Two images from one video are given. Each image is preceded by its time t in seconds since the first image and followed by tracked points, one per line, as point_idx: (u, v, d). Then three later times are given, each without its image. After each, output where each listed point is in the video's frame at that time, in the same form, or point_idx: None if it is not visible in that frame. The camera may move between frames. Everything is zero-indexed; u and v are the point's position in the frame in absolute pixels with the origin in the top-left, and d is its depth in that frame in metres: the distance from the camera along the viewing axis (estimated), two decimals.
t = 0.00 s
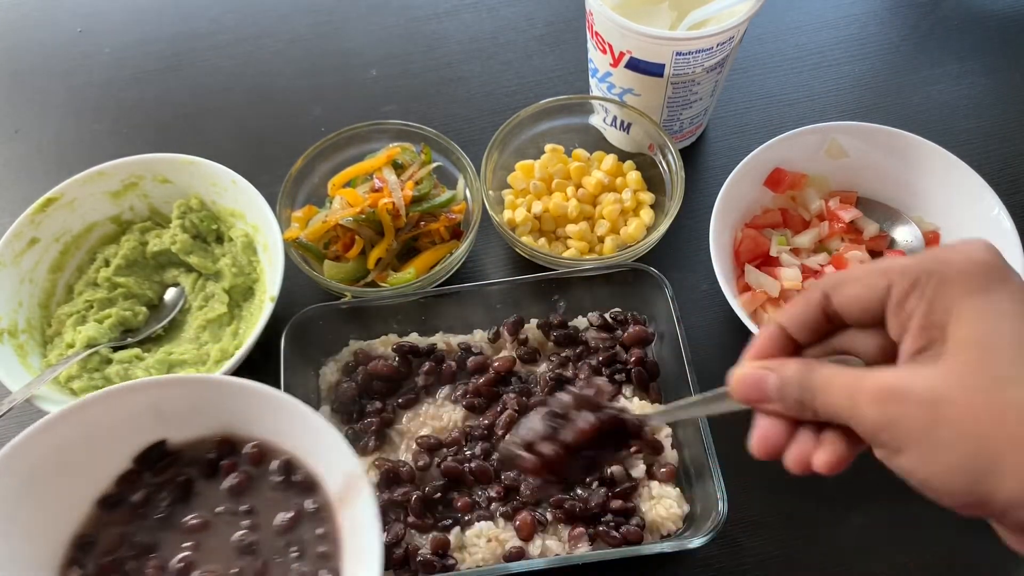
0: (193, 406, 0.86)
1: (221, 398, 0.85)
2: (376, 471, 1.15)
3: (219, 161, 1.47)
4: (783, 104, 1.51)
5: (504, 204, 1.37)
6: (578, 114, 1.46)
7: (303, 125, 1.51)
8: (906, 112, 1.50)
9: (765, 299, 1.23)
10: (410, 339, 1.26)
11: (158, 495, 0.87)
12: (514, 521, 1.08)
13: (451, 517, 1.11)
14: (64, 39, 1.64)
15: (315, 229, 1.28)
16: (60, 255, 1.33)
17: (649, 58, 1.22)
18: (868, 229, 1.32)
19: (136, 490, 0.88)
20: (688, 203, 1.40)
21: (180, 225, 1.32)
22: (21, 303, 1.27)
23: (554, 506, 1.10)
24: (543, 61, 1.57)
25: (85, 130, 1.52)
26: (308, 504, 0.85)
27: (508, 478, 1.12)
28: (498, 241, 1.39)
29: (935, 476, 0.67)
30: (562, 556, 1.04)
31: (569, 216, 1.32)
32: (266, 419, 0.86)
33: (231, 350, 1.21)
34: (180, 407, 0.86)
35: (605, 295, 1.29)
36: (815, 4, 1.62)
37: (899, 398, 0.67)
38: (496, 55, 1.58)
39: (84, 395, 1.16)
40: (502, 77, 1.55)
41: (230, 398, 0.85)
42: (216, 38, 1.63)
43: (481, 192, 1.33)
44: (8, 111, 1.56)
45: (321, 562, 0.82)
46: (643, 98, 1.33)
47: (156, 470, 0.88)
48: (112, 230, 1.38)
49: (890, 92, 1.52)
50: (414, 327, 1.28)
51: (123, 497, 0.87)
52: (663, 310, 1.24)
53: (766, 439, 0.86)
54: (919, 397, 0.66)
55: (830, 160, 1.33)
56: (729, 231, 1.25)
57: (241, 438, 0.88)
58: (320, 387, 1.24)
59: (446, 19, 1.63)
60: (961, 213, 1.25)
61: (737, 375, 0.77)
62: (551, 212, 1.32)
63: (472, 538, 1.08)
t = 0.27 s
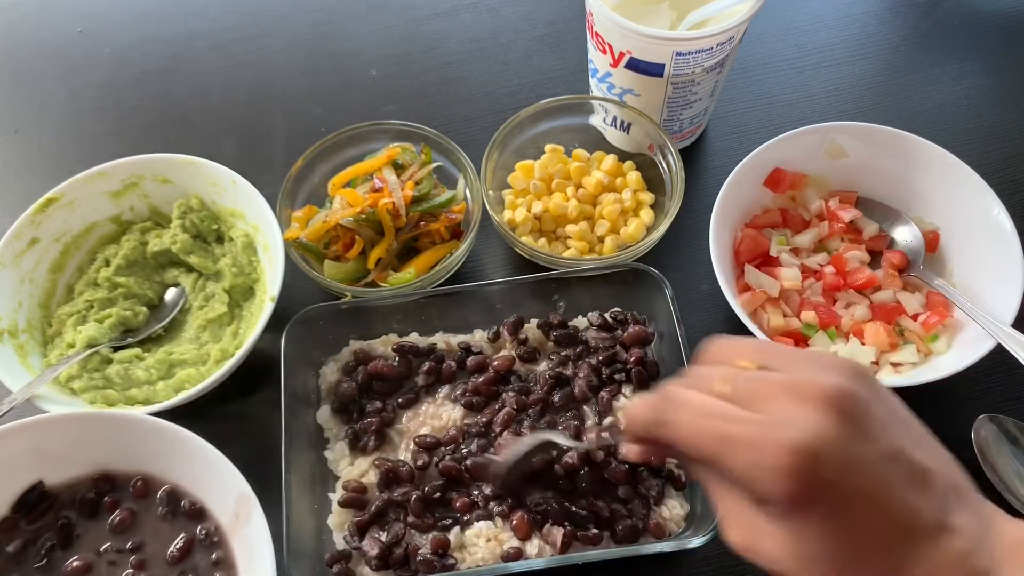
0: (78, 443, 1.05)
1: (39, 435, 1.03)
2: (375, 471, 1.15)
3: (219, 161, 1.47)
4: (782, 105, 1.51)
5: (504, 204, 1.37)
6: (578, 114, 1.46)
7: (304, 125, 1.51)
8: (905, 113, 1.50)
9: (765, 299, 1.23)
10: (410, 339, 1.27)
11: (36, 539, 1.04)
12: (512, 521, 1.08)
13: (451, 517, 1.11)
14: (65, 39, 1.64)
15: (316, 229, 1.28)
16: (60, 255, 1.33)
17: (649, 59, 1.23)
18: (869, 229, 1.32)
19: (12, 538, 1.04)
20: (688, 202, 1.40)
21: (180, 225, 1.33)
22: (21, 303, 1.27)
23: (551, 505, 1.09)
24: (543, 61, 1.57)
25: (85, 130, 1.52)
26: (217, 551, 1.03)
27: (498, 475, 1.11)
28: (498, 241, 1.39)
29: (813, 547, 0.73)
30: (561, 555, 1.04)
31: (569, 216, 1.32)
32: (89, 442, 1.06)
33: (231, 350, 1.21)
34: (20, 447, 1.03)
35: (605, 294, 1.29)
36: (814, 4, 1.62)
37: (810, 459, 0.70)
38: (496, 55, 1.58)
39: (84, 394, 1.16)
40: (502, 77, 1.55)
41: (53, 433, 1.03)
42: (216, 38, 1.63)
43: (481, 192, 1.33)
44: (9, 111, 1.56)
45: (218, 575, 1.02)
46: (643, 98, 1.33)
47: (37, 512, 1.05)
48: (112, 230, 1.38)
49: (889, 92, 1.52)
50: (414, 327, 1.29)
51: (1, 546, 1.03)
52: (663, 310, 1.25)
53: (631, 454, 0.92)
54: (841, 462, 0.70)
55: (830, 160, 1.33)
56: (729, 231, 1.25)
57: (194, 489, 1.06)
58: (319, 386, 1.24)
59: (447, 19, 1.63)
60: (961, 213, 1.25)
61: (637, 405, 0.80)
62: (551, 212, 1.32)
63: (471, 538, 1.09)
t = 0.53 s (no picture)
0: (88, 459, 1.07)
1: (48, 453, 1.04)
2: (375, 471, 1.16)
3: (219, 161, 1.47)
4: (782, 105, 1.51)
5: (504, 204, 1.38)
6: (578, 114, 1.46)
7: (304, 125, 1.51)
8: (905, 113, 1.50)
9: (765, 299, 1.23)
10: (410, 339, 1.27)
11: (39, 557, 1.06)
12: (512, 521, 1.09)
13: (450, 517, 1.11)
14: (64, 39, 1.64)
15: (316, 230, 1.28)
16: (60, 255, 1.34)
17: (649, 59, 1.23)
18: (869, 229, 1.33)
19: (14, 557, 1.06)
20: (688, 203, 1.40)
21: (180, 225, 1.33)
22: (21, 303, 1.27)
23: (550, 505, 1.10)
24: (543, 61, 1.57)
25: (85, 130, 1.53)
26: None
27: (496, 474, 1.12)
28: (498, 241, 1.39)
29: (749, 468, 0.73)
30: (561, 555, 1.04)
31: (569, 216, 1.32)
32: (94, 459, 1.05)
33: (231, 350, 1.21)
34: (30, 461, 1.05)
35: (605, 295, 1.29)
36: (814, 4, 1.62)
37: (741, 386, 0.68)
38: (496, 55, 1.58)
39: (84, 395, 1.16)
40: (502, 77, 1.55)
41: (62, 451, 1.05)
42: (216, 38, 1.63)
43: (481, 192, 1.33)
44: (9, 111, 1.56)
45: None
46: (643, 98, 1.33)
47: (39, 530, 1.07)
48: (112, 230, 1.38)
49: (889, 92, 1.52)
50: (414, 327, 1.29)
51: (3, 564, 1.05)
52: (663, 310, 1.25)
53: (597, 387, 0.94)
54: (770, 390, 0.69)
55: (830, 160, 1.33)
56: (729, 231, 1.25)
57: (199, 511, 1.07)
58: (320, 386, 1.24)
59: (447, 19, 1.63)
60: (961, 213, 1.26)
61: (599, 350, 0.77)
62: (551, 212, 1.32)
63: (471, 538, 1.08)
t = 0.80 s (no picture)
0: (236, 416, 0.97)
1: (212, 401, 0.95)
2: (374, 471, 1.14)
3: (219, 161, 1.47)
4: (782, 104, 1.51)
5: (504, 204, 1.37)
6: (579, 114, 1.46)
7: (304, 125, 1.51)
8: (905, 113, 1.50)
9: (765, 299, 1.23)
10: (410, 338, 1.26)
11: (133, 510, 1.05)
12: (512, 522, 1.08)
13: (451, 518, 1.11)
14: (64, 39, 1.64)
15: (315, 230, 1.28)
16: (60, 255, 1.33)
17: (649, 59, 1.23)
18: (869, 229, 1.32)
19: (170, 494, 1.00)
20: (688, 203, 1.40)
21: (180, 225, 1.32)
22: (21, 303, 1.27)
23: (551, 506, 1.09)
24: (543, 61, 1.57)
25: (85, 130, 1.52)
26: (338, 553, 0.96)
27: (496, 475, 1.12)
28: (498, 241, 1.39)
29: (593, 539, 0.62)
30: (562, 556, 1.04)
31: (569, 216, 1.32)
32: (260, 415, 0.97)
33: (231, 350, 1.21)
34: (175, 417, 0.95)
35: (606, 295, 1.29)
36: (814, 4, 1.62)
37: (575, 421, 0.62)
38: (496, 55, 1.58)
39: (84, 394, 1.16)
40: (502, 77, 1.55)
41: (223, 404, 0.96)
42: (216, 38, 1.63)
43: (481, 192, 1.33)
44: (9, 111, 1.56)
45: None
46: (643, 98, 1.33)
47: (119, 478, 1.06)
48: (112, 230, 1.38)
49: (889, 92, 1.52)
50: (414, 327, 1.28)
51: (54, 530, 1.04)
52: (664, 311, 1.25)
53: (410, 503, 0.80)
54: (599, 429, 0.62)
55: (830, 160, 1.33)
56: (729, 231, 1.25)
57: (274, 465, 1.02)
58: (319, 386, 1.23)
59: (447, 19, 1.63)
60: (961, 213, 1.25)
61: (426, 416, 0.75)
62: (551, 212, 1.32)
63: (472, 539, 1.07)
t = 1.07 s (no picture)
0: (251, 407, 0.97)
1: (255, 396, 0.95)
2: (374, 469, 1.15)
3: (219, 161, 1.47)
4: (782, 104, 1.51)
5: (504, 204, 1.37)
6: (578, 114, 1.46)
7: (304, 125, 1.51)
8: (905, 113, 1.50)
9: (765, 299, 1.23)
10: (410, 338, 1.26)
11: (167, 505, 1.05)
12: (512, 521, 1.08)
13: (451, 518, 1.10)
14: (64, 39, 1.64)
15: (315, 230, 1.28)
16: (60, 255, 1.33)
17: (649, 59, 1.23)
18: (869, 229, 1.33)
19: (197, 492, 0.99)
20: (689, 203, 1.40)
21: (180, 225, 1.33)
22: (21, 303, 1.27)
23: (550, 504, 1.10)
24: (543, 61, 1.57)
25: (85, 130, 1.52)
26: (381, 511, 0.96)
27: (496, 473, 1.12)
28: (498, 241, 1.39)
29: (580, 525, 0.69)
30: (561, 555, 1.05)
31: (569, 216, 1.32)
32: (308, 407, 0.97)
33: (231, 350, 1.21)
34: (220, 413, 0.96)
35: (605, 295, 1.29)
36: (814, 4, 1.62)
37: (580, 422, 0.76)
38: (496, 55, 1.58)
39: (84, 394, 1.16)
40: (502, 77, 1.55)
41: (266, 399, 0.96)
42: (216, 38, 1.63)
43: (481, 192, 1.33)
44: (9, 110, 1.56)
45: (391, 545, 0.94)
46: (643, 98, 1.33)
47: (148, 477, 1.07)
48: (112, 230, 1.38)
49: (889, 92, 1.52)
50: (414, 327, 1.28)
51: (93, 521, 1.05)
52: (664, 310, 1.24)
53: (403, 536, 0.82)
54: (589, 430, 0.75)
55: (830, 160, 1.33)
56: (729, 231, 1.25)
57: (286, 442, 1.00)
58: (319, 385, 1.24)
59: (447, 19, 1.63)
60: (961, 213, 1.25)
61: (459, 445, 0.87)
62: (551, 212, 1.32)
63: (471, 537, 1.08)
